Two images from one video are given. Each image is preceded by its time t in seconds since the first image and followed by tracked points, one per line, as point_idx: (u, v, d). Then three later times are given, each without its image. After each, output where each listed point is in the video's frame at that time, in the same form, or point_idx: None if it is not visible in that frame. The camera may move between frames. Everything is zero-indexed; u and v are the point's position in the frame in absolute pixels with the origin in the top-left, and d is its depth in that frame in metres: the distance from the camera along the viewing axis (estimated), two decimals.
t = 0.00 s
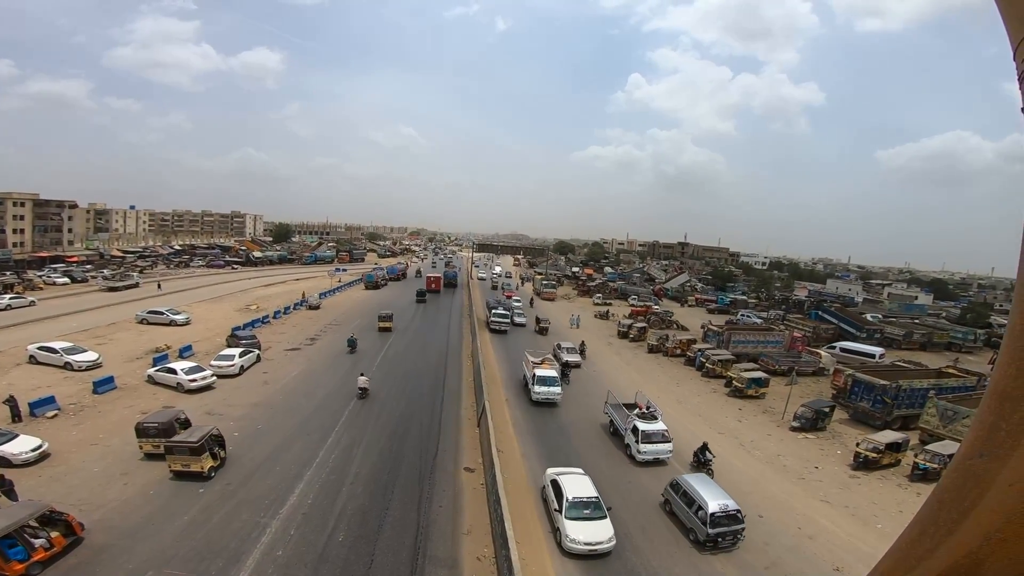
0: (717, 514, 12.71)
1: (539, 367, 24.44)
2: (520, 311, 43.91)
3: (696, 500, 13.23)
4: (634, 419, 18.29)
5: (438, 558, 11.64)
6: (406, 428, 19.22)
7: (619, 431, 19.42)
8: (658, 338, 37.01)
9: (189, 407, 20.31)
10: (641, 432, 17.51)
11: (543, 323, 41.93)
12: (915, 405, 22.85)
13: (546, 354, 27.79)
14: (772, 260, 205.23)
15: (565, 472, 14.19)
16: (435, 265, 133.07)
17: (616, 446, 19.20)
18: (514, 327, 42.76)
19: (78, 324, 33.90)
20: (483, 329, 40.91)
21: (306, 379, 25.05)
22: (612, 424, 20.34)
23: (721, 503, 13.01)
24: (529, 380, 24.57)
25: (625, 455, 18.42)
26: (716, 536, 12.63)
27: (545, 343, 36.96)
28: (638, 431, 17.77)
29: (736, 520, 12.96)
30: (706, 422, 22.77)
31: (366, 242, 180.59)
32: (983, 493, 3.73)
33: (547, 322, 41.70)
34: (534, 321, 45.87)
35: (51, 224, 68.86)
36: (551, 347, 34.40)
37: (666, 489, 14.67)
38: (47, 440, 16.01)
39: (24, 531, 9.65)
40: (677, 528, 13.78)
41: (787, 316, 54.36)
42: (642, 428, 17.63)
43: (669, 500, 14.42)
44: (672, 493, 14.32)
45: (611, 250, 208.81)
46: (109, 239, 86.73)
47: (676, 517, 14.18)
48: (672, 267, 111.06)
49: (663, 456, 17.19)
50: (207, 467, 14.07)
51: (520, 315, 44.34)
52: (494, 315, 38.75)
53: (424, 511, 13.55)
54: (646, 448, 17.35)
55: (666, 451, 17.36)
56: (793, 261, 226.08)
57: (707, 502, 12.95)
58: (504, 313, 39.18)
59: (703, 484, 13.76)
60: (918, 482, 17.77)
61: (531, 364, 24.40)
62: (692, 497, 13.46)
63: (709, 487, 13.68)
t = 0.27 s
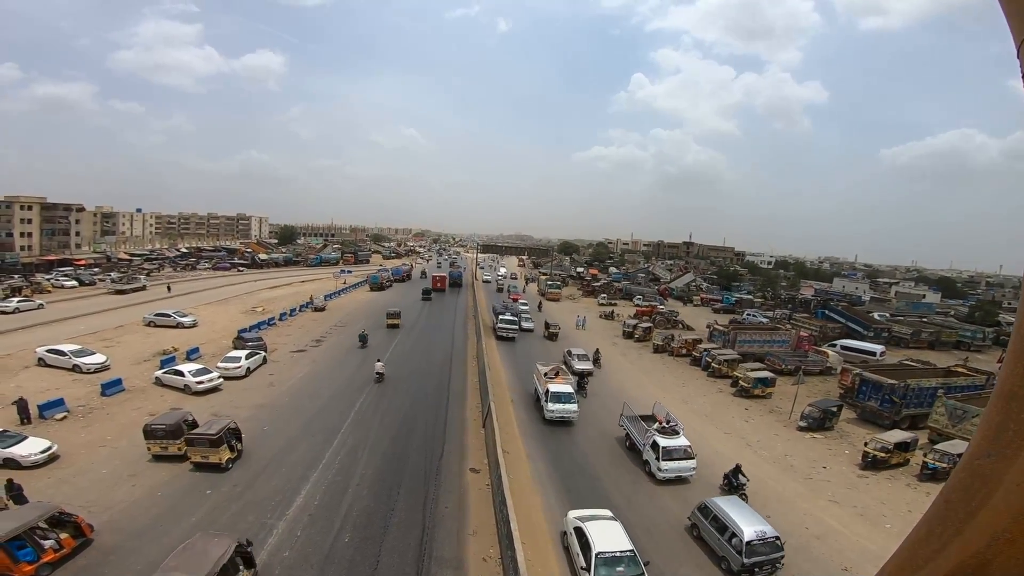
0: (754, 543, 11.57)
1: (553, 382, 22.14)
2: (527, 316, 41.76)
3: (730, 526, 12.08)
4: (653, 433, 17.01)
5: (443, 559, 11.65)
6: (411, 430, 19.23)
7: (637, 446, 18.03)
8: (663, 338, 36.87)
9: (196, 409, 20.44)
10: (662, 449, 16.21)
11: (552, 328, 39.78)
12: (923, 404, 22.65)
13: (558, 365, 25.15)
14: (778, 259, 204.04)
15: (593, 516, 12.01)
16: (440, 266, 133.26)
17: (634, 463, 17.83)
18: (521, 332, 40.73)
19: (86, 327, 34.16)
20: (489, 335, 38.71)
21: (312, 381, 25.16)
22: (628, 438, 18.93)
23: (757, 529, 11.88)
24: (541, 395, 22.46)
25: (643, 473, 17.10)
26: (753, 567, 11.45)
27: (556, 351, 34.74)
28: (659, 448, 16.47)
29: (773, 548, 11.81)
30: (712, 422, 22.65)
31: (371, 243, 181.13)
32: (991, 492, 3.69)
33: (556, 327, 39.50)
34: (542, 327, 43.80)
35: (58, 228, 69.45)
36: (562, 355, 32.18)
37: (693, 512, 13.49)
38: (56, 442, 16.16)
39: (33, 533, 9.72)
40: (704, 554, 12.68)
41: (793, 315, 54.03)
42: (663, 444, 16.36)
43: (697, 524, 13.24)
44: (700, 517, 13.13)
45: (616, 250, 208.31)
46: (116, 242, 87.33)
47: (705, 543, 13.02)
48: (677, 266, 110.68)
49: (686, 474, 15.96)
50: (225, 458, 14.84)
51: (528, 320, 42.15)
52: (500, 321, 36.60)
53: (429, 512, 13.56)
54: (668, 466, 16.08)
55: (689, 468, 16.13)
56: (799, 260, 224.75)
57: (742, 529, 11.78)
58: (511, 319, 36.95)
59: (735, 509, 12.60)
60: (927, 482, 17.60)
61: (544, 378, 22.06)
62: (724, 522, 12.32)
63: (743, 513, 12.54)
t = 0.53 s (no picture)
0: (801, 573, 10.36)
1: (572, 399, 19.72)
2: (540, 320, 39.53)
3: (772, 556, 10.88)
4: (678, 449, 15.59)
5: (452, 559, 11.68)
6: (420, 430, 19.30)
7: (660, 463, 16.63)
8: (673, 338, 36.64)
9: (208, 409, 20.66)
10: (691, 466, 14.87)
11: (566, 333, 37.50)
12: (938, 404, 22.29)
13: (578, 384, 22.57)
14: (789, 258, 201.86)
15: (631, 574, 9.74)
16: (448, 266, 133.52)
17: (658, 481, 16.37)
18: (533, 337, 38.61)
19: (101, 329, 34.66)
20: (500, 340, 36.63)
21: (322, 381, 25.36)
22: (650, 452, 17.56)
23: (803, 558, 10.67)
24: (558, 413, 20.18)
25: (667, 491, 15.77)
26: None
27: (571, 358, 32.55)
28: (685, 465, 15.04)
29: None
30: (723, 422, 22.44)
31: (379, 244, 182.07)
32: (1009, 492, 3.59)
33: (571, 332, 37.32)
34: (555, 332, 41.68)
35: (72, 230, 70.48)
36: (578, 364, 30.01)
37: (727, 537, 12.32)
38: (72, 442, 16.44)
39: (49, 533, 9.87)
40: None
41: (805, 314, 53.42)
42: (689, 461, 14.94)
43: (732, 551, 12.06)
44: (737, 544, 11.94)
45: (624, 250, 207.46)
46: (128, 244, 88.44)
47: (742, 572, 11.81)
48: (686, 265, 109.92)
49: (716, 492, 14.70)
50: (247, 448, 15.76)
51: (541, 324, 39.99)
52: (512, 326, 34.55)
53: (439, 512, 13.61)
54: (695, 485, 14.69)
55: (718, 487, 14.79)
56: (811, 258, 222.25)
57: (788, 559, 10.57)
58: (523, 325, 34.74)
59: (777, 536, 11.39)
60: (942, 482, 17.32)
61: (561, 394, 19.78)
62: (765, 550, 11.11)
63: (784, 539, 11.33)
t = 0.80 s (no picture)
0: None
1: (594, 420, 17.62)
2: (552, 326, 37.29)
3: None
4: (705, 467, 14.47)
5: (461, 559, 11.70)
6: (428, 430, 19.36)
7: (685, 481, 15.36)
8: (682, 338, 36.42)
9: (219, 410, 20.89)
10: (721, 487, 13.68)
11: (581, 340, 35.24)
12: (952, 404, 21.93)
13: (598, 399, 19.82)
14: (799, 257, 199.89)
15: None
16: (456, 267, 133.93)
17: (684, 503, 14.95)
18: (545, 344, 36.46)
19: (114, 331, 35.17)
20: (509, 348, 34.49)
21: (331, 381, 25.55)
22: (672, 469, 16.25)
23: None
24: (578, 436, 17.87)
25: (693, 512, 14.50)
26: None
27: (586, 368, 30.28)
28: (714, 485, 13.91)
29: None
30: (733, 423, 22.26)
31: (387, 246, 182.94)
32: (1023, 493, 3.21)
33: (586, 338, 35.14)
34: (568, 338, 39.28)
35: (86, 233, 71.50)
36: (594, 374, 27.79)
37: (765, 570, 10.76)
38: (86, 442, 16.70)
39: (63, 533, 10.03)
40: None
41: (816, 314, 52.88)
42: (719, 480, 13.83)
43: None
44: None
45: (632, 250, 206.64)
46: (141, 247, 89.64)
47: None
48: (695, 265, 109.31)
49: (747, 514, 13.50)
50: (267, 439, 16.73)
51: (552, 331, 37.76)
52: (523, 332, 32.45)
53: (447, 512, 13.64)
54: (725, 507, 13.53)
55: (750, 508, 13.57)
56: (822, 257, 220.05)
57: None
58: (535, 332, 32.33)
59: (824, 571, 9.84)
60: (957, 483, 17.05)
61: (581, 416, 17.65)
62: None
63: (836, 573, 9.75)
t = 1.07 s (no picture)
0: None
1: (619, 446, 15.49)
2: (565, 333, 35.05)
3: None
4: (736, 488, 13.13)
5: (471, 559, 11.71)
6: (438, 431, 19.41)
7: (713, 502, 14.07)
8: (693, 339, 36.11)
9: (232, 410, 21.15)
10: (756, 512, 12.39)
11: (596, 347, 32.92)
12: (969, 405, 21.50)
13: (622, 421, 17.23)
14: (812, 257, 197.50)
15: None
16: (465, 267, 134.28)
17: (714, 528, 13.64)
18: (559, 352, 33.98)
19: (130, 332, 35.76)
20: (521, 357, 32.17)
21: (342, 382, 25.78)
22: (698, 488, 14.96)
23: None
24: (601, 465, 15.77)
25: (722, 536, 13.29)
26: None
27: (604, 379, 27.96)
28: (747, 508, 12.61)
29: None
30: (744, 424, 22.04)
31: (397, 247, 183.97)
32: None
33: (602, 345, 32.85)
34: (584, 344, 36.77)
35: (102, 235, 72.72)
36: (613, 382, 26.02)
37: None
38: (102, 442, 16.99)
39: (78, 532, 10.21)
40: None
41: (829, 314, 52.20)
42: (752, 503, 12.51)
43: None
44: None
45: (642, 251, 205.60)
46: (156, 248, 91.09)
47: None
48: (706, 265, 108.44)
49: (783, 539, 12.30)
50: (289, 430, 17.78)
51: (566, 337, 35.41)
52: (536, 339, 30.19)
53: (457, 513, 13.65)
54: (759, 532, 12.27)
55: (786, 533, 12.33)
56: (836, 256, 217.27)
57: None
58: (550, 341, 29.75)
59: None
60: (974, 485, 16.72)
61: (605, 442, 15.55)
62: None
63: None
